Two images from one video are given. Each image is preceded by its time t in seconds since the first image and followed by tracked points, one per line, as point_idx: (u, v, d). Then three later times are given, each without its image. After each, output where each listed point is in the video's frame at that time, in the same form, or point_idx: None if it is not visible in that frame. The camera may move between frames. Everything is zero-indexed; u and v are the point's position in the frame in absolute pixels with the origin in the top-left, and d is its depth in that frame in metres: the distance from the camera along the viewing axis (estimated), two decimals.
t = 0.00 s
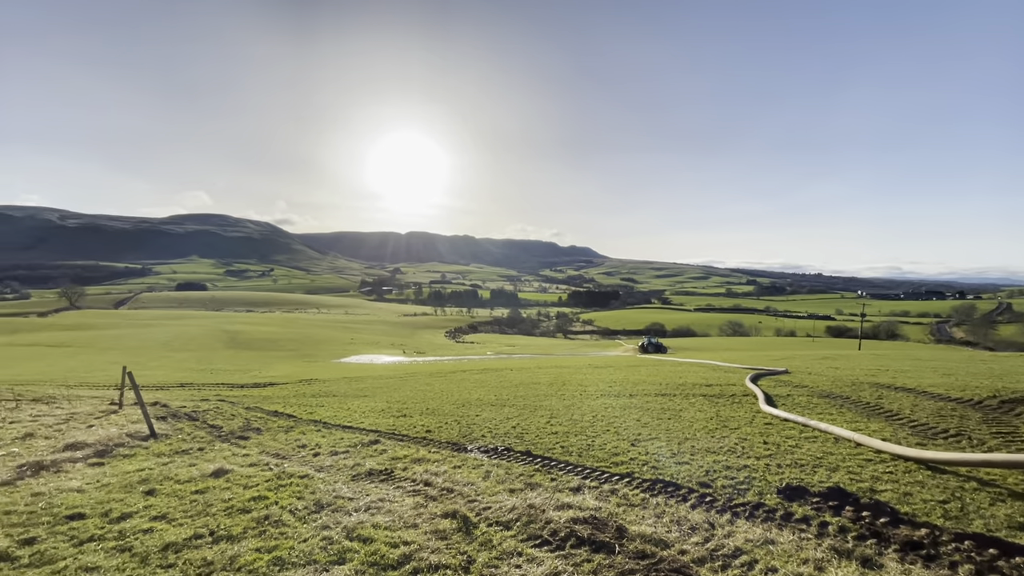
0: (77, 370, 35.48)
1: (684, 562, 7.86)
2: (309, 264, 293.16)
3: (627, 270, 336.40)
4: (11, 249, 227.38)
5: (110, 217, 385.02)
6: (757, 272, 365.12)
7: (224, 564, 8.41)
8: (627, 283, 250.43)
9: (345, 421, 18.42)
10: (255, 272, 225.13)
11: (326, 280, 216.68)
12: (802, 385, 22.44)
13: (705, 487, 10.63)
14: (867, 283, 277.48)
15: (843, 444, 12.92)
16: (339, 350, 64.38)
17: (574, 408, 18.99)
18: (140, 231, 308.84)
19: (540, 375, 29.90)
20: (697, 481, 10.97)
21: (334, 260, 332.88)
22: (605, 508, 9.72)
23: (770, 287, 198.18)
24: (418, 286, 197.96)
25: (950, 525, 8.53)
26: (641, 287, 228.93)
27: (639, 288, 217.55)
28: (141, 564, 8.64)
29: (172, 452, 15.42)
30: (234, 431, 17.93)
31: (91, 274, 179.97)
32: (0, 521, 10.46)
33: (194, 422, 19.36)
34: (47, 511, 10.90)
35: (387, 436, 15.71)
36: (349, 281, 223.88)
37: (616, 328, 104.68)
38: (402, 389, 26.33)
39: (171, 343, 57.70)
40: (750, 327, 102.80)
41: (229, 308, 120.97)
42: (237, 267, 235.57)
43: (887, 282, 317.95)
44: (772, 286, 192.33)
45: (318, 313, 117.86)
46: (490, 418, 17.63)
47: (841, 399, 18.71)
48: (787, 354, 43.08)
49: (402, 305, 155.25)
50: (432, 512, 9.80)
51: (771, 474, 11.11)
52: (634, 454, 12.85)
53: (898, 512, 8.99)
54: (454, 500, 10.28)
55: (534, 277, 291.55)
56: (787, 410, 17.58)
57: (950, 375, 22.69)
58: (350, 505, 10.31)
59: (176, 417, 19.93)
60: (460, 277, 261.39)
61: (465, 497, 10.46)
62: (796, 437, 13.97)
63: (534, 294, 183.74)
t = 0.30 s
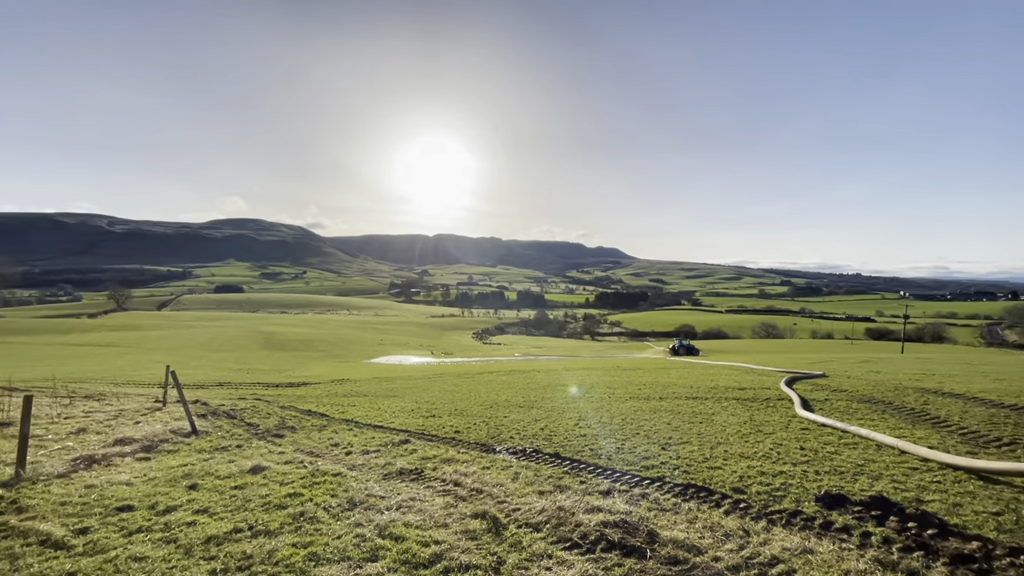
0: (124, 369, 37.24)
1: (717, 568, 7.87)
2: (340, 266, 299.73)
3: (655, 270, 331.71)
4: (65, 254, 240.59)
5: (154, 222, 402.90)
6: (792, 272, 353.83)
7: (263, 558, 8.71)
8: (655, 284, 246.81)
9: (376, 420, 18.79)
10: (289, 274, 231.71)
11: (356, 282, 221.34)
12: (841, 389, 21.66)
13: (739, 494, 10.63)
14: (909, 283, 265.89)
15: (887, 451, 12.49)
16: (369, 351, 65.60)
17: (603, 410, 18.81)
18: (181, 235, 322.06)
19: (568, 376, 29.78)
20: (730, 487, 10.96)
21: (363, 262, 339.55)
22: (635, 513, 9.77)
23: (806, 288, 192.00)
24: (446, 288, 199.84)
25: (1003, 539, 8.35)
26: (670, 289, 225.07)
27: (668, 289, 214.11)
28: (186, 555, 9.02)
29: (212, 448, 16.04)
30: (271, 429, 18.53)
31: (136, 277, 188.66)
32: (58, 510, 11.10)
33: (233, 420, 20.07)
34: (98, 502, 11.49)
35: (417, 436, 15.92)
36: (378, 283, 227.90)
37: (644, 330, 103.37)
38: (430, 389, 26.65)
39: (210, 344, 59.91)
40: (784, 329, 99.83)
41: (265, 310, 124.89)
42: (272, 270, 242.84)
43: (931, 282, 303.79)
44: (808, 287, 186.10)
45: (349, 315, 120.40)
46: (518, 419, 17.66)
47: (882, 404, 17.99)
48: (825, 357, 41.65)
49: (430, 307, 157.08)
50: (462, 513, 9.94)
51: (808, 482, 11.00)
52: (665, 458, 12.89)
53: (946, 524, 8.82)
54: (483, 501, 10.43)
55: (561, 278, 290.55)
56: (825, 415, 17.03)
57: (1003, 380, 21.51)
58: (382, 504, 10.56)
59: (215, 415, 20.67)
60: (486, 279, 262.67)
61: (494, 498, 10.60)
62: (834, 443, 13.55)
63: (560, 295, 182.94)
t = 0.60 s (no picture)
0: (166, 368, 38.83)
1: None
2: (368, 268, 305.14)
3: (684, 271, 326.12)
4: (111, 258, 252.54)
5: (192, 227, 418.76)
6: (827, 272, 342.41)
7: (298, 553, 8.94)
8: (683, 285, 242.62)
9: (404, 420, 19.08)
10: (320, 277, 237.35)
11: (384, 283, 224.86)
12: (881, 393, 20.86)
13: (774, 499, 10.45)
14: (953, 282, 254.10)
15: (933, 459, 11.99)
16: (397, 351, 66.59)
17: (631, 413, 18.62)
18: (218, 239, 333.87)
19: (595, 378, 29.55)
20: (765, 492, 10.77)
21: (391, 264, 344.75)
22: (666, 517, 9.71)
23: (842, 288, 185.53)
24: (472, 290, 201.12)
25: None
26: (699, 289, 220.68)
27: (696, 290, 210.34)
28: (225, 548, 9.34)
29: (248, 446, 16.57)
30: (304, 428, 19.03)
31: (176, 280, 196.53)
32: (107, 502, 11.67)
33: (268, 418, 20.69)
34: (144, 495, 12.03)
35: (446, 436, 16.10)
36: (405, 284, 230.98)
37: (672, 331, 101.81)
38: (457, 390, 26.90)
39: (246, 344, 61.89)
40: (819, 331, 96.72)
41: (296, 311, 128.45)
42: (303, 272, 249.14)
43: (978, 282, 289.57)
44: (845, 286, 179.78)
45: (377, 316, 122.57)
46: (546, 421, 17.63)
47: (926, 409, 17.26)
48: (863, 360, 40.19)
49: (456, 308, 158.23)
50: (491, 513, 10.02)
51: (847, 489, 10.72)
52: (696, 462, 12.70)
53: (995, 536, 8.52)
54: (512, 502, 10.48)
55: (587, 279, 288.73)
56: (864, 420, 16.42)
57: None
58: (412, 503, 10.73)
59: (251, 413, 21.34)
60: (512, 280, 263.23)
61: (522, 499, 10.64)
62: (875, 450, 13.11)
63: (586, 296, 181.86)
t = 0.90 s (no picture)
0: (203, 367, 40.21)
1: None
2: (395, 270, 309.43)
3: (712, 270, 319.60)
4: (152, 262, 263.26)
5: (227, 231, 432.81)
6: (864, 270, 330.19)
7: (329, 549, 9.14)
8: (712, 284, 237.70)
9: (432, 420, 19.29)
10: (348, 278, 241.85)
11: (410, 284, 227.56)
12: (924, 397, 20.02)
13: (810, 506, 10.28)
14: (1002, 280, 241.55)
15: (980, 467, 11.54)
16: (423, 352, 67.29)
17: (658, 415, 18.35)
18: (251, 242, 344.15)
19: (621, 379, 29.19)
20: (800, 498, 10.57)
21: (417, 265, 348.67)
22: (697, 521, 9.61)
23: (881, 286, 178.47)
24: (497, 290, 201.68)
25: None
26: (729, 289, 215.40)
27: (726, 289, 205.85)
28: (260, 542, 9.63)
29: (281, 443, 17.01)
30: (333, 426, 19.41)
31: (212, 282, 203.36)
32: (150, 495, 12.17)
33: (299, 416, 21.22)
34: (184, 489, 12.51)
35: (473, 436, 16.19)
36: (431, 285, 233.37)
37: (700, 332, 99.92)
38: (483, 390, 27.04)
39: (277, 344, 63.52)
40: (856, 332, 93.36)
41: (326, 311, 131.30)
42: (332, 273, 254.40)
43: None
44: (884, 285, 172.76)
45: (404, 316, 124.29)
46: (572, 422, 17.53)
47: (973, 414, 16.51)
48: (904, 362, 38.58)
49: (481, 309, 158.98)
50: (518, 513, 10.04)
51: (888, 498, 10.47)
52: (728, 466, 12.48)
53: None
54: (539, 503, 10.47)
55: (613, 279, 285.95)
56: (905, 424, 15.80)
57: None
58: (440, 501, 10.84)
59: (283, 411, 21.93)
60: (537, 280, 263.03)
61: (549, 500, 10.63)
62: (918, 456, 12.66)
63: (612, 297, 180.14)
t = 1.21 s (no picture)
0: (236, 366, 41.40)
1: None
2: (419, 270, 312.77)
3: (741, 269, 312.83)
4: (187, 264, 272.76)
5: (258, 233, 444.99)
6: (902, 269, 318.03)
7: (357, 545, 9.30)
8: (741, 283, 232.42)
9: (457, 419, 19.38)
10: (374, 279, 245.56)
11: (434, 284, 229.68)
12: (967, 400, 19.18)
13: (845, 512, 9.99)
14: None
15: None
16: (448, 351, 67.84)
17: (686, 416, 18.00)
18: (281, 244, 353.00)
19: (647, 380, 28.81)
20: (835, 504, 10.29)
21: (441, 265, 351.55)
22: (726, 525, 9.42)
23: (920, 285, 171.49)
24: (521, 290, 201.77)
25: None
26: (758, 289, 210.01)
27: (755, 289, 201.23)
28: (291, 537, 9.86)
29: (310, 440, 17.39)
30: (360, 424, 19.74)
31: (244, 283, 209.44)
32: (186, 489, 12.60)
33: (328, 414, 21.66)
34: (218, 484, 12.90)
35: (497, 436, 16.22)
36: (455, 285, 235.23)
37: (728, 332, 97.88)
38: (508, 390, 27.11)
39: (306, 344, 64.93)
40: (893, 332, 89.99)
41: (353, 311, 133.69)
42: (359, 274, 258.97)
43: None
44: (923, 284, 165.78)
45: (429, 316, 125.61)
46: (597, 423, 17.37)
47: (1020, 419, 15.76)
48: (945, 363, 37.03)
49: (505, 308, 159.29)
50: (543, 514, 10.01)
51: (930, 506, 10.09)
52: (758, 469, 12.19)
53: None
54: (564, 504, 10.44)
55: (638, 278, 282.62)
56: (948, 429, 15.19)
57: None
58: (465, 500, 10.90)
59: (312, 409, 22.44)
60: (560, 280, 262.08)
61: (575, 501, 10.58)
62: (962, 463, 12.15)
63: (638, 296, 178.13)
